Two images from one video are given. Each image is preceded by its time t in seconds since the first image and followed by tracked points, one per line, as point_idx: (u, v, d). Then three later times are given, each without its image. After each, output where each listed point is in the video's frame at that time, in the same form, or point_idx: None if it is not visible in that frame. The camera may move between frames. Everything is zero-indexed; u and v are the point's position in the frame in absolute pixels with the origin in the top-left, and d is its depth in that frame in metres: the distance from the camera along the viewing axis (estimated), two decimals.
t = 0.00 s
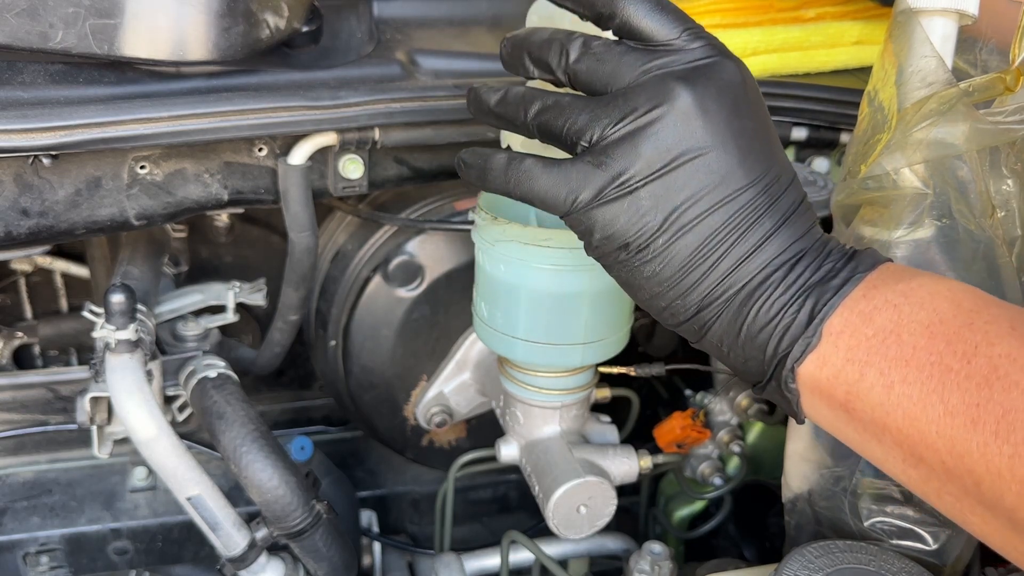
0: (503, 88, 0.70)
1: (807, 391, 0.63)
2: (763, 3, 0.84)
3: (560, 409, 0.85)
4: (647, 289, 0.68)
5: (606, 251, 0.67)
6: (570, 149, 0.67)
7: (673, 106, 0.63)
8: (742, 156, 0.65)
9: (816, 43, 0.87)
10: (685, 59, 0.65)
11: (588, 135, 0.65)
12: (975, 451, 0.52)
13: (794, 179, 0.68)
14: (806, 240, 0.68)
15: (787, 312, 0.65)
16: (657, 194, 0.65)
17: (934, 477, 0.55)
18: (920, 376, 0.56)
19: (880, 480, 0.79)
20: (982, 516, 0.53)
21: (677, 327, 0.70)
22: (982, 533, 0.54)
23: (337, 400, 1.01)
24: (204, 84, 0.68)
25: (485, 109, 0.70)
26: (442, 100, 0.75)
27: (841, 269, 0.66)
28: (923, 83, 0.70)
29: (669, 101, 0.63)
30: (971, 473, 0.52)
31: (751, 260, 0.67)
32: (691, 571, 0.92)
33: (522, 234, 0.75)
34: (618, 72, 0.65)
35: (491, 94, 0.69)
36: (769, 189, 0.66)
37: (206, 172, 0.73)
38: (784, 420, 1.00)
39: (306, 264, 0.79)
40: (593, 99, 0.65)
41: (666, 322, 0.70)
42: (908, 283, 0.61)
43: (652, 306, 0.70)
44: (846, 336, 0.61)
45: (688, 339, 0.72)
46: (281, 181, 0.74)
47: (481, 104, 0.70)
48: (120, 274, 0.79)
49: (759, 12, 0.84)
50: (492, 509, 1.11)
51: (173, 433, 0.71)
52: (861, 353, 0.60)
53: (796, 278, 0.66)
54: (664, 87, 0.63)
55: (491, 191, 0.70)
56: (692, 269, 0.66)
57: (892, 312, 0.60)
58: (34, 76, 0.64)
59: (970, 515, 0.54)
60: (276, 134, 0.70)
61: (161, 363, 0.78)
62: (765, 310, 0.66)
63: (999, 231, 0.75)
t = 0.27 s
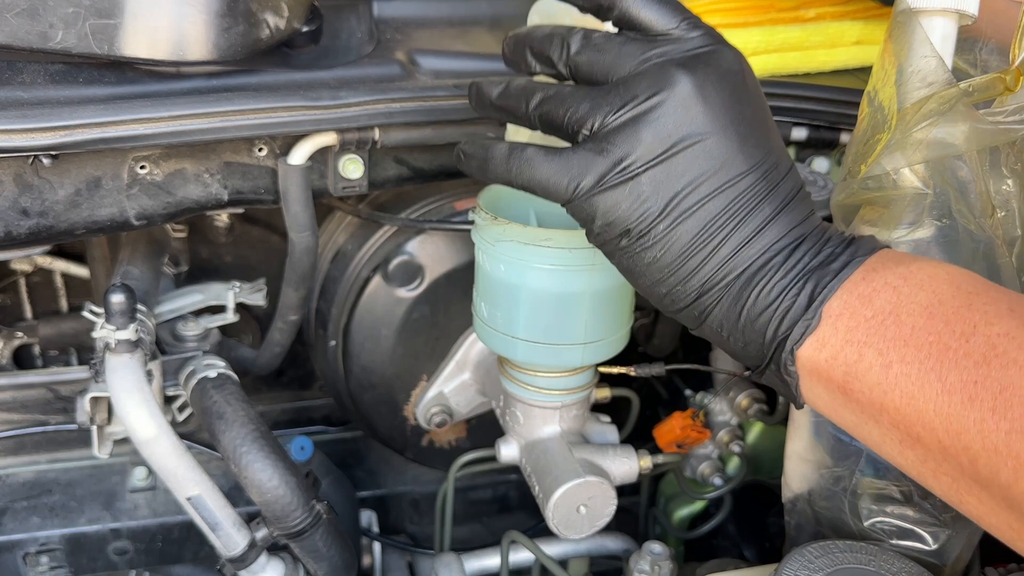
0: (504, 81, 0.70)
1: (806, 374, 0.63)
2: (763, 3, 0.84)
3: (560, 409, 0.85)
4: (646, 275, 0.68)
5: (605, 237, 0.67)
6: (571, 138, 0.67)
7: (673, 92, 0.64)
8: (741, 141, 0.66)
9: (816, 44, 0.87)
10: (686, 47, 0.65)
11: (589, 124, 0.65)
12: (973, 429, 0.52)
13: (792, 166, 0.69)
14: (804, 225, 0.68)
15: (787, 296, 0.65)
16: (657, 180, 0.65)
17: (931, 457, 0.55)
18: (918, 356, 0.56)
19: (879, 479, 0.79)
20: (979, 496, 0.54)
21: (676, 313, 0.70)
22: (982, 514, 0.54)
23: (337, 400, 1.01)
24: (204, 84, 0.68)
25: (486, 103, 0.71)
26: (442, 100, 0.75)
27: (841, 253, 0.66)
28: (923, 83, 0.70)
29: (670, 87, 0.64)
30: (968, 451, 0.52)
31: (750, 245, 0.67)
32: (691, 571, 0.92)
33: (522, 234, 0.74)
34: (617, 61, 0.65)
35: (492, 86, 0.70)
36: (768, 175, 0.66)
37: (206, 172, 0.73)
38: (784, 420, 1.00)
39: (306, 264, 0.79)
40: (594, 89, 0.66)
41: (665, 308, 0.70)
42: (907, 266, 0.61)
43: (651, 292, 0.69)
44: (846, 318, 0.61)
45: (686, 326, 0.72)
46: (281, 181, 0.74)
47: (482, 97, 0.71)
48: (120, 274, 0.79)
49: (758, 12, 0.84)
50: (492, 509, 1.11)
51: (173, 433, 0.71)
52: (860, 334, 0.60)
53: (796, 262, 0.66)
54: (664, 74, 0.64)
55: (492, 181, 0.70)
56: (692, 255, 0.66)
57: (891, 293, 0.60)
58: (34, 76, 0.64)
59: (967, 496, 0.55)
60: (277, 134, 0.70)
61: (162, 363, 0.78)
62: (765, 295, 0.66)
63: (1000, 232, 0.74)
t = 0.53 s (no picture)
0: (495, 114, 0.70)
1: (819, 395, 0.64)
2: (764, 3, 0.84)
3: (560, 409, 0.85)
4: (655, 300, 0.68)
5: (612, 266, 0.67)
6: (568, 170, 0.67)
7: (660, 122, 0.64)
8: (738, 163, 0.66)
9: (817, 44, 0.87)
10: (675, 69, 0.65)
11: (585, 156, 0.65)
12: (986, 445, 0.51)
13: (794, 179, 0.68)
14: (811, 239, 0.68)
15: (797, 315, 0.66)
16: (657, 208, 0.65)
17: (944, 473, 0.55)
18: (930, 373, 0.56)
19: (879, 479, 0.79)
20: (994, 512, 0.53)
21: (689, 334, 0.70)
22: (994, 530, 0.53)
23: (337, 400, 1.01)
24: (204, 84, 0.68)
25: (481, 138, 0.70)
26: (442, 100, 0.75)
27: (850, 269, 0.66)
28: (923, 83, 0.70)
29: (657, 117, 0.64)
30: (981, 467, 0.52)
31: (757, 266, 0.67)
32: (691, 571, 0.92)
33: (522, 235, 0.76)
34: (607, 90, 0.65)
35: (485, 121, 0.70)
36: (768, 193, 0.66)
37: (206, 172, 0.73)
38: (783, 420, 1.00)
39: (306, 264, 0.79)
40: (586, 119, 0.66)
41: (677, 330, 0.71)
42: (917, 280, 0.61)
43: (662, 316, 0.70)
44: (856, 336, 0.62)
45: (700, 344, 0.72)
46: (281, 181, 0.74)
47: (477, 132, 0.70)
48: (120, 274, 0.79)
49: (759, 13, 0.83)
50: (492, 509, 1.11)
51: (173, 433, 0.71)
52: (871, 353, 0.60)
53: (803, 280, 0.66)
54: (651, 104, 0.64)
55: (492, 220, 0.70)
56: (698, 280, 0.67)
57: (902, 310, 0.60)
58: (34, 77, 0.64)
59: (981, 511, 0.54)
60: (277, 134, 0.70)
61: (162, 363, 0.78)
62: (775, 314, 0.66)
63: (999, 232, 0.74)
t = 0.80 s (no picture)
0: (499, 147, 0.71)
1: (828, 394, 0.64)
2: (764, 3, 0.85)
3: (560, 409, 0.85)
4: (663, 307, 0.69)
5: (619, 281, 0.67)
6: (574, 194, 0.67)
7: (654, 139, 0.64)
8: (733, 171, 0.66)
9: (816, 44, 0.87)
10: (663, 86, 0.64)
11: (587, 179, 0.65)
12: (988, 438, 0.52)
13: (791, 178, 0.68)
14: (813, 237, 0.68)
15: (805, 315, 0.66)
16: (658, 223, 0.65)
17: (947, 465, 0.55)
18: (932, 369, 0.56)
19: (880, 479, 0.79)
20: (998, 504, 0.53)
21: (701, 339, 0.71)
22: (998, 520, 0.54)
23: (337, 400, 1.01)
24: (204, 84, 0.68)
25: (489, 172, 0.71)
26: (442, 100, 0.75)
27: (854, 267, 0.66)
28: (923, 83, 0.70)
29: (649, 136, 0.64)
30: (983, 459, 0.52)
31: (761, 269, 0.67)
32: (691, 571, 0.92)
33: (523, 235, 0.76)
34: (600, 114, 0.65)
35: (491, 155, 0.71)
36: (765, 197, 0.66)
37: (206, 172, 0.73)
38: (784, 420, 1.00)
39: (306, 265, 0.79)
40: (583, 144, 0.66)
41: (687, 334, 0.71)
42: (919, 277, 0.61)
43: (672, 322, 0.70)
44: (860, 335, 0.62)
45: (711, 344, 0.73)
46: (281, 181, 0.74)
47: (484, 166, 0.72)
48: (120, 274, 0.79)
49: (759, 12, 0.84)
50: (492, 509, 1.11)
51: (173, 433, 0.71)
52: (875, 351, 0.60)
53: (808, 280, 0.66)
54: (642, 122, 0.64)
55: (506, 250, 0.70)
56: (703, 289, 0.67)
57: (903, 307, 0.60)
58: (34, 76, 0.64)
59: (984, 502, 0.54)
60: (277, 134, 0.70)
61: (162, 363, 0.78)
62: (782, 316, 0.66)
63: (999, 232, 0.74)
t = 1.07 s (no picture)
0: (499, 144, 0.70)
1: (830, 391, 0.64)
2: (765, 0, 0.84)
3: (560, 409, 0.85)
4: (666, 306, 0.69)
5: (622, 279, 0.68)
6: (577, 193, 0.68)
7: (656, 138, 0.64)
8: (735, 170, 0.65)
9: (816, 43, 0.87)
10: (663, 83, 0.64)
11: (588, 178, 0.65)
12: (988, 440, 0.52)
13: (794, 176, 0.68)
14: (817, 234, 0.68)
15: (807, 313, 0.66)
16: (661, 222, 0.65)
17: (949, 466, 0.55)
18: (934, 370, 0.56)
19: (879, 479, 0.79)
20: (999, 505, 0.53)
21: (703, 336, 0.71)
22: (999, 522, 0.53)
23: (337, 400, 1.01)
24: (204, 84, 0.68)
25: (490, 169, 0.71)
26: (442, 100, 0.75)
27: (857, 265, 0.66)
28: (923, 83, 0.71)
29: (652, 134, 0.64)
30: (983, 461, 0.52)
31: (764, 267, 0.67)
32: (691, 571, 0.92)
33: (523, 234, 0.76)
34: (601, 110, 0.65)
35: (492, 152, 0.70)
36: (768, 196, 0.66)
37: (206, 172, 0.73)
38: (784, 420, 1.00)
39: (306, 265, 0.79)
40: (583, 141, 0.66)
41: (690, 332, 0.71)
42: (922, 277, 0.61)
43: (675, 320, 0.71)
44: (862, 335, 0.62)
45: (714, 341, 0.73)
46: (281, 181, 0.74)
47: (484, 163, 0.71)
48: (120, 274, 0.79)
49: (759, 10, 0.83)
50: (492, 509, 1.11)
51: (173, 433, 0.71)
52: (877, 351, 0.60)
53: (811, 278, 0.66)
54: (644, 121, 0.64)
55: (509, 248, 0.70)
56: (706, 287, 0.67)
57: (906, 308, 0.60)
58: (34, 77, 0.64)
59: (985, 503, 0.54)
60: (277, 134, 0.70)
61: (162, 363, 0.78)
62: (785, 314, 0.66)
63: (1000, 232, 0.74)
